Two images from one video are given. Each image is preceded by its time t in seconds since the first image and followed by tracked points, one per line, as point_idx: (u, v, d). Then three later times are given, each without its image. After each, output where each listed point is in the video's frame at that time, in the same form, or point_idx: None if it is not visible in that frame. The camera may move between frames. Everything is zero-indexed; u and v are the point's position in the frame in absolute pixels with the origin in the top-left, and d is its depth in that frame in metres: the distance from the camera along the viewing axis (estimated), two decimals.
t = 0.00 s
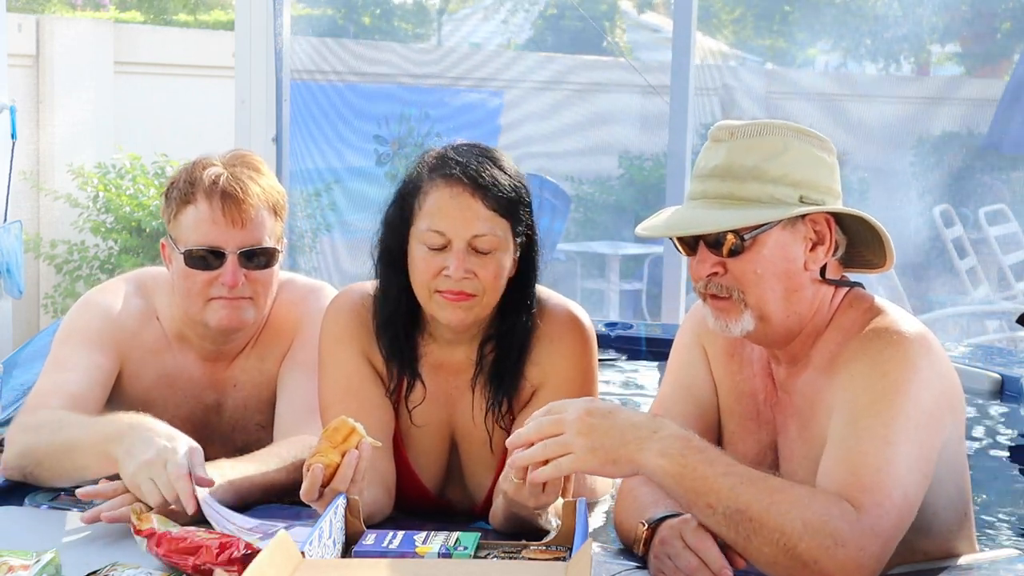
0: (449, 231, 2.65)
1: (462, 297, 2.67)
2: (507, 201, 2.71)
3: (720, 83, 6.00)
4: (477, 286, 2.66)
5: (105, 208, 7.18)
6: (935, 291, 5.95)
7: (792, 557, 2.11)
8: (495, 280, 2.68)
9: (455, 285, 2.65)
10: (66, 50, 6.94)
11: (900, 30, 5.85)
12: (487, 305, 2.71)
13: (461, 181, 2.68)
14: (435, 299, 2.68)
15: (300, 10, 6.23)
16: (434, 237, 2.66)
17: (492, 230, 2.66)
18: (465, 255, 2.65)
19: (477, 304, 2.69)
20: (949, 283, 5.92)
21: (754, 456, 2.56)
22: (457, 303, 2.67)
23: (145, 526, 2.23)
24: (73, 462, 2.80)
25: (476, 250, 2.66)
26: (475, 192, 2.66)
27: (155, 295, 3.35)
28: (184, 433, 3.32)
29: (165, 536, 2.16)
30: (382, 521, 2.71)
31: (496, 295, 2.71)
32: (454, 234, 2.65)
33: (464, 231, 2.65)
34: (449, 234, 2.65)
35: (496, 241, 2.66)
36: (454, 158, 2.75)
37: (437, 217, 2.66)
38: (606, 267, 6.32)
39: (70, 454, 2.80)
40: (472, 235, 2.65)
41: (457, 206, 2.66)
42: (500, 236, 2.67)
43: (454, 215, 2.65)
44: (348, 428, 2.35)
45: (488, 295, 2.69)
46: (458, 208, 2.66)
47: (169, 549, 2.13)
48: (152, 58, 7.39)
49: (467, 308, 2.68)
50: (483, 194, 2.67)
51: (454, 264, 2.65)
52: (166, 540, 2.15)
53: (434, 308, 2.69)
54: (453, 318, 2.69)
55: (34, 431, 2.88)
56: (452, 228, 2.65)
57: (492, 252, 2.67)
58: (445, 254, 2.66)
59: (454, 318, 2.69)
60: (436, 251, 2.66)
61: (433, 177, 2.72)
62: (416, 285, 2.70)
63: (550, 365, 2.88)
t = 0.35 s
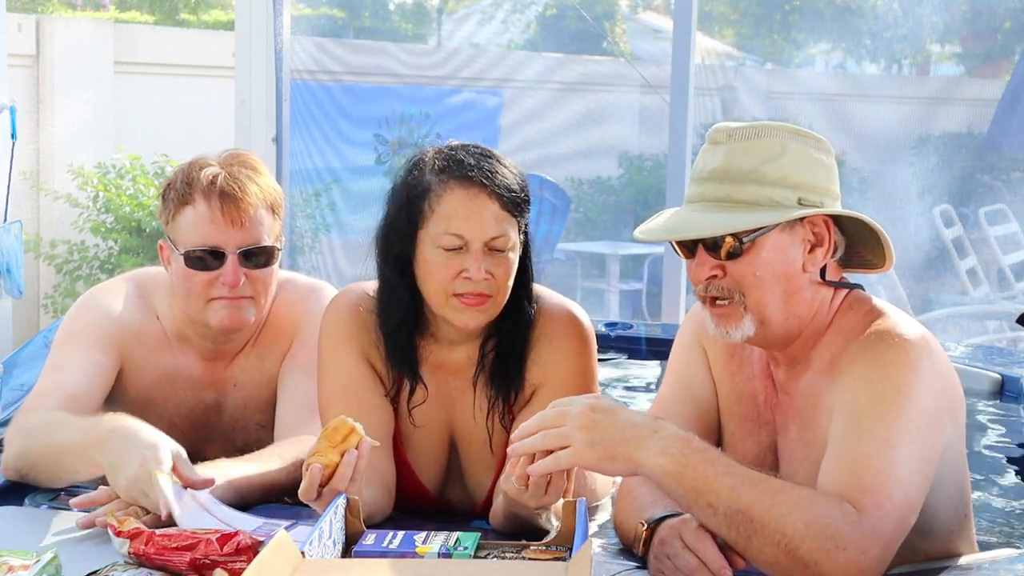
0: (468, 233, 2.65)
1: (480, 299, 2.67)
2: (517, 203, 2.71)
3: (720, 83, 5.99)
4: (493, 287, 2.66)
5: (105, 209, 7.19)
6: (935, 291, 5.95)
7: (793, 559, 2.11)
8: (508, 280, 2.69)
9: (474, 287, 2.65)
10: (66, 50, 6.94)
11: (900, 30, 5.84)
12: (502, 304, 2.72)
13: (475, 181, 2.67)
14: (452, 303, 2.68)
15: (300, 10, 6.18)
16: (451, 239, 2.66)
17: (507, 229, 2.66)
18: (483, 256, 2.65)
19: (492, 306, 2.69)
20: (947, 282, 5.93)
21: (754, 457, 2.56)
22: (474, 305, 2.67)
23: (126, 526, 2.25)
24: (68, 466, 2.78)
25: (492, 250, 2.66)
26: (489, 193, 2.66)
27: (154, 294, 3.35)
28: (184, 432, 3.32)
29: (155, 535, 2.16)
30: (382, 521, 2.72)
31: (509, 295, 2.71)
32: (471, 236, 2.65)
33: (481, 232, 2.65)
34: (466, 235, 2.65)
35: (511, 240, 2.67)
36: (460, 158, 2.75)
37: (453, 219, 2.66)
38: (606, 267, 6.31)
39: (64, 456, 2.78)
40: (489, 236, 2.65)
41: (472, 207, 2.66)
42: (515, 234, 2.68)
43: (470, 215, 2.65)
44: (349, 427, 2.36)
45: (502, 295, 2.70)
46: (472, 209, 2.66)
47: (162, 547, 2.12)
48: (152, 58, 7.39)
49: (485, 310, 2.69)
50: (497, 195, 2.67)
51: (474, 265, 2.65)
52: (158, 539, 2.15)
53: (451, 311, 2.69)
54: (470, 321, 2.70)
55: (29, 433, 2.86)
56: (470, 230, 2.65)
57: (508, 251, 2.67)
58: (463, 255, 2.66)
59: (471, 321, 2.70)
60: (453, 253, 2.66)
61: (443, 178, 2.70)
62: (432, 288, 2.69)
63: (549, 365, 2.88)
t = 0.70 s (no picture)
0: (464, 233, 2.65)
1: (476, 299, 2.67)
2: (515, 202, 2.72)
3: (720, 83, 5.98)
4: (490, 288, 2.66)
5: (105, 209, 7.21)
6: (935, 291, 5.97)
7: (796, 555, 2.12)
8: (506, 281, 2.68)
9: (470, 287, 2.65)
10: (66, 50, 6.94)
11: (900, 29, 5.80)
12: (497, 306, 2.71)
13: (471, 182, 2.67)
14: (448, 304, 2.69)
15: (300, 10, 6.14)
16: (447, 239, 2.66)
17: (502, 231, 2.66)
18: (478, 256, 2.65)
19: (490, 306, 2.69)
20: (948, 282, 5.94)
21: (755, 457, 2.56)
22: (471, 305, 2.68)
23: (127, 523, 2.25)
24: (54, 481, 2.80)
25: (487, 251, 2.66)
26: (486, 193, 2.66)
27: (151, 294, 3.35)
28: (184, 432, 3.33)
29: (156, 535, 2.16)
30: (382, 520, 2.72)
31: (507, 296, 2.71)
32: (467, 236, 2.65)
33: (478, 232, 2.65)
34: (462, 235, 2.65)
35: (506, 242, 2.67)
36: (460, 158, 2.75)
37: (450, 219, 2.66)
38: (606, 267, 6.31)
39: (55, 466, 2.80)
40: (486, 236, 2.65)
41: (469, 207, 2.66)
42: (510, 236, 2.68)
43: (466, 216, 2.65)
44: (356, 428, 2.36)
45: (498, 296, 2.69)
46: (468, 210, 2.66)
47: (163, 546, 2.12)
48: (152, 59, 7.39)
49: (481, 312, 2.69)
50: (495, 195, 2.67)
51: (468, 265, 2.65)
52: (158, 538, 2.15)
53: (447, 312, 2.70)
54: (466, 323, 2.70)
55: (26, 437, 2.90)
56: (466, 230, 2.65)
57: (503, 252, 2.67)
58: (459, 255, 2.66)
59: (467, 323, 2.70)
60: (449, 253, 2.66)
61: (440, 179, 2.71)
62: (428, 288, 2.70)
63: (549, 365, 2.88)
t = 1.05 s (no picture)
0: (437, 231, 2.66)
1: (452, 298, 2.68)
2: (496, 201, 2.72)
3: (720, 83, 5.89)
4: (465, 287, 2.67)
5: (105, 209, 7.19)
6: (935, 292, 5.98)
7: (822, 553, 2.15)
8: (484, 280, 2.69)
9: (444, 285, 2.66)
10: (66, 50, 6.93)
11: (900, 30, 5.79)
12: (478, 306, 2.72)
13: (447, 181, 2.70)
14: (426, 302, 2.70)
15: (300, 9, 6.02)
16: (423, 237, 2.67)
17: (482, 230, 2.68)
18: (453, 255, 2.67)
19: (466, 306, 2.70)
20: (949, 283, 5.99)
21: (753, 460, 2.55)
22: (447, 304, 2.69)
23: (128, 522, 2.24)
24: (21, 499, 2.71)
25: (465, 250, 2.67)
26: (464, 193, 2.68)
27: (148, 294, 3.35)
28: (184, 430, 3.34)
29: (156, 534, 2.16)
30: (381, 520, 2.72)
31: (486, 295, 2.71)
32: (442, 234, 2.66)
33: (452, 230, 2.66)
34: (438, 234, 2.66)
35: (485, 241, 2.68)
36: (445, 158, 2.77)
37: (426, 217, 2.68)
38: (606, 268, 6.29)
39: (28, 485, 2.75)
40: (461, 234, 2.66)
41: (445, 206, 2.67)
42: (490, 235, 2.69)
43: (442, 216, 2.67)
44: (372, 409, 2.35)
45: (477, 296, 2.70)
46: (446, 209, 2.67)
47: (163, 546, 2.12)
48: (152, 59, 7.41)
49: (456, 311, 2.70)
50: (472, 194, 2.68)
51: (442, 264, 2.66)
52: (159, 538, 2.15)
53: (427, 310, 2.72)
54: (443, 321, 2.72)
55: (19, 440, 2.88)
56: (439, 228, 2.66)
57: (482, 251, 2.68)
58: (434, 254, 2.67)
59: (444, 321, 2.72)
60: (426, 251, 2.68)
61: (423, 178, 2.75)
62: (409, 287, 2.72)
63: (552, 365, 2.86)
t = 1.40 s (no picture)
0: (435, 234, 2.66)
1: (452, 300, 2.69)
2: (494, 203, 2.72)
3: (720, 83, 5.88)
4: (465, 289, 2.68)
5: (105, 209, 7.18)
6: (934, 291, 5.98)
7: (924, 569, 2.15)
8: (484, 281, 2.69)
9: (444, 288, 2.67)
10: (67, 50, 6.94)
11: (901, 30, 5.81)
12: (479, 308, 2.73)
13: (443, 184, 2.70)
14: (427, 304, 2.71)
15: (300, 10, 5.96)
16: (421, 240, 2.67)
17: (480, 232, 2.68)
18: (452, 258, 2.67)
19: (467, 308, 2.71)
20: (948, 283, 5.95)
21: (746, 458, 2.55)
22: (447, 306, 2.69)
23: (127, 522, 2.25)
24: (22, 499, 2.72)
25: (463, 252, 2.67)
26: (460, 196, 2.68)
27: (146, 294, 3.35)
28: (183, 430, 3.34)
29: (155, 535, 2.16)
30: (383, 521, 2.71)
31: (486, 297, 2.72)
32: (440, 237, 2.66)
33: (451, 233, 2.66)
34: (436, 236, 2.66)
35: (484, 243, 2.68)
36: (440, 161, 2.77)
37: (424, 221, 2.68)
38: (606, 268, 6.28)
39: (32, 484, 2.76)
40: (460, 237, 2.66)
41: (443, 209, 2.68)
42: (488, 237, 2.69)
43: (439, 218, 2.67)
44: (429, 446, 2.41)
45: (477, 297, 2.70)
46: (444, 212, 2.67)
47: (163, 546, 2.12)
48: (152, 59, 7.41)
49: (456, 313, 2.71)
50: (469, 197, 2.68)
51: (441, 266, 2.66)
52: (158, 538, 2.15)
53: (427, 312, 2.73)
54: (444, 324, 2.73)
55: (20, 440, 2.88)
56: (437, 231, 2.66)
57: (481, 253, 2.68)
58: (432, 257, 2.68)
59: (445, 323, 2.72)
60: (424, 255, 2.68)
61: (420, 181, 2.75)
62: (409, 289, 2.73)
63: (552, 366, 2.86)
